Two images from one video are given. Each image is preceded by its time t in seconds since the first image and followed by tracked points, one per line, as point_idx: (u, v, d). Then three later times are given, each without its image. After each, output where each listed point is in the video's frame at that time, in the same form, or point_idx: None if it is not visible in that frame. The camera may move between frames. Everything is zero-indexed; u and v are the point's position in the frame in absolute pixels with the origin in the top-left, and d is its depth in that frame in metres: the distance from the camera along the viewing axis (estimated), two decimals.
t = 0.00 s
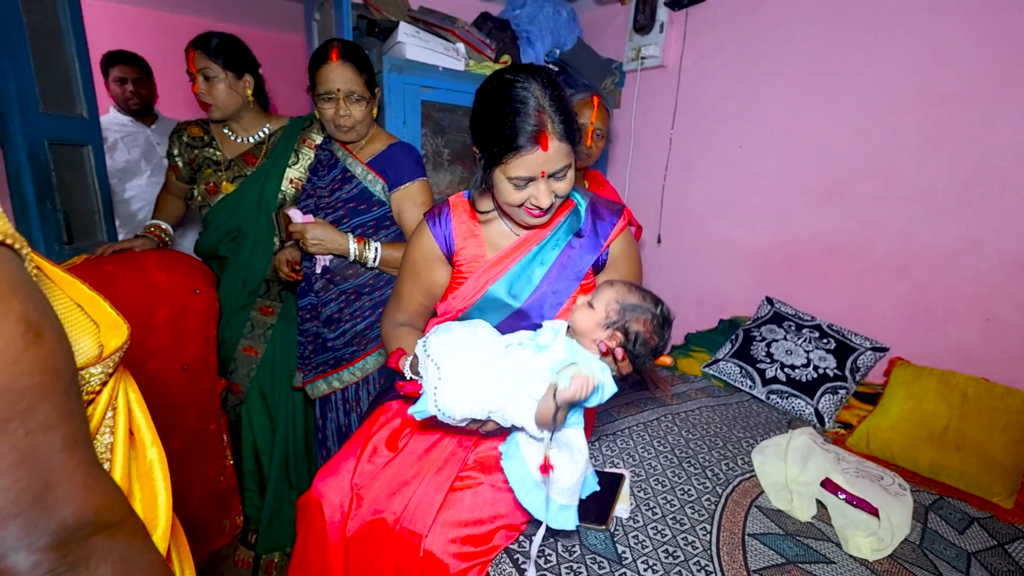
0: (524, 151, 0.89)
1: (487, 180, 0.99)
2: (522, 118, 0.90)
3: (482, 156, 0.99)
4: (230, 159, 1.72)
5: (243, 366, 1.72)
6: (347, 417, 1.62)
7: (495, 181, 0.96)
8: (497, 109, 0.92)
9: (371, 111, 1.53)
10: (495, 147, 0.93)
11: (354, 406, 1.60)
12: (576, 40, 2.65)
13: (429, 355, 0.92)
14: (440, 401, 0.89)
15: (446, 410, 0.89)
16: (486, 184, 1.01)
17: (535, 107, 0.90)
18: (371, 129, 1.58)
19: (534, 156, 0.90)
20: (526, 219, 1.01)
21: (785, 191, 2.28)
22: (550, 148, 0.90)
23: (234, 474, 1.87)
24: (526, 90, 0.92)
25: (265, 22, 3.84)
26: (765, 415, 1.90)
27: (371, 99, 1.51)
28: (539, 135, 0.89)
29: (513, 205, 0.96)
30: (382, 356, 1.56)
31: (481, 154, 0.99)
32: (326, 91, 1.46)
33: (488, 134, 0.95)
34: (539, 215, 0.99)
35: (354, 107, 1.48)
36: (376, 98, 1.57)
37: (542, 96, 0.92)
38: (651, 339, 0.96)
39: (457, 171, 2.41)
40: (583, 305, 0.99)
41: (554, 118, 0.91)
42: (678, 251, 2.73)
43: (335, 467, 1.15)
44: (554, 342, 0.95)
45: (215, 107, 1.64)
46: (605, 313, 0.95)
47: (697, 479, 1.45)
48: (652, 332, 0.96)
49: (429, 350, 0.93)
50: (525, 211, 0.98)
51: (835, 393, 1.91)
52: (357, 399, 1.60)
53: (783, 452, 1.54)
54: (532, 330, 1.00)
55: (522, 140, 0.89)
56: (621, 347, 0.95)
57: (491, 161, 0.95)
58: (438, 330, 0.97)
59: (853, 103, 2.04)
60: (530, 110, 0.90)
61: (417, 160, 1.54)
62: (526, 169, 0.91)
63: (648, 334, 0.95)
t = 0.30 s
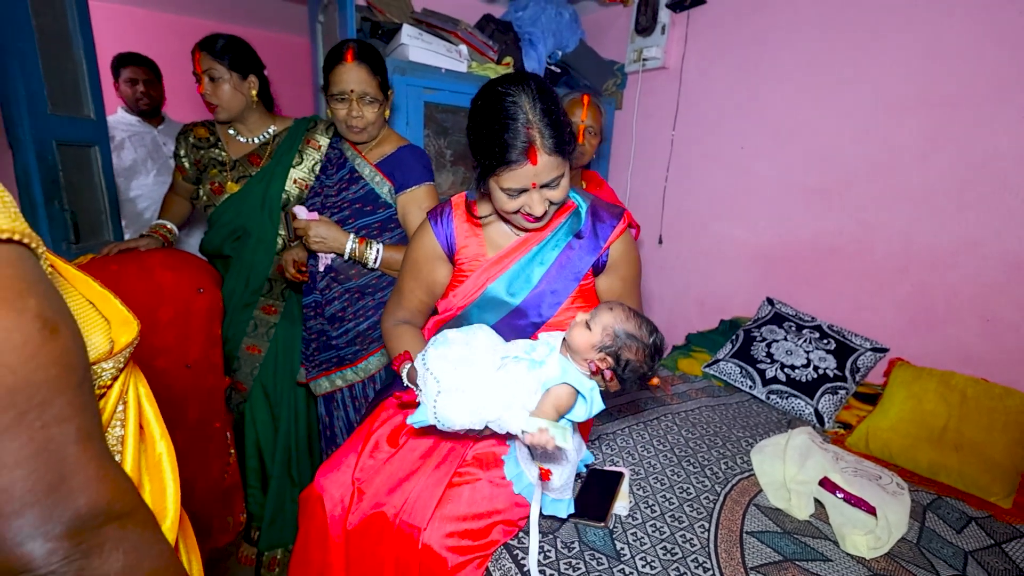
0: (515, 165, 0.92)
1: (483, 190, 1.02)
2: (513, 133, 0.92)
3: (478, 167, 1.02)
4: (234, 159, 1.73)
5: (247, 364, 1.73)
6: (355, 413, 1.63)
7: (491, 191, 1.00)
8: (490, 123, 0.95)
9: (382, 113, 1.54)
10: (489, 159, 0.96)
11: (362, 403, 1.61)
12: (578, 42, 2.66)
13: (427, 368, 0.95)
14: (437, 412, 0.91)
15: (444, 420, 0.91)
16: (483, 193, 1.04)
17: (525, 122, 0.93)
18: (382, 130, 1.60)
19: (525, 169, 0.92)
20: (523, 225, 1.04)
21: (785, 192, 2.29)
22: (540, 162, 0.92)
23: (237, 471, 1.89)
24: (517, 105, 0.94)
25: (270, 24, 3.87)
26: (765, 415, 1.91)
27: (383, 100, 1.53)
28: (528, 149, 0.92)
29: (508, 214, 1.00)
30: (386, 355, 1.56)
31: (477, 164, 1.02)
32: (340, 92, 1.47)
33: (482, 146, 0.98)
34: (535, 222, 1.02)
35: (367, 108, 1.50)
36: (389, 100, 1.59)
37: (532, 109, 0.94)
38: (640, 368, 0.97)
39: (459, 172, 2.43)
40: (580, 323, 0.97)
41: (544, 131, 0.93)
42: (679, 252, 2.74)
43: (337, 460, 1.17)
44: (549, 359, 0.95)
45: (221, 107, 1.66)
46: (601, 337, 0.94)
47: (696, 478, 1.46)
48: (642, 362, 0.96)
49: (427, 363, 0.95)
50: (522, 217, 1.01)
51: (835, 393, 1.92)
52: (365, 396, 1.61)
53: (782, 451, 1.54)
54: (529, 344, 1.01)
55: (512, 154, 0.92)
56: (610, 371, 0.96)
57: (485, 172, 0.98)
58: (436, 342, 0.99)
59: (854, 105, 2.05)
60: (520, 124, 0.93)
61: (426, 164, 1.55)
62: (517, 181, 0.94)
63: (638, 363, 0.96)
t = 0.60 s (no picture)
0: (511, 168, 0.94)
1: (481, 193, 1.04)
2: (508, 137, 0.94)
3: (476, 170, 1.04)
4: (242, 163, 1.76)
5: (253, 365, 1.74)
6: (358, 417, 1.65)
7: (489, 194, 1.02)
8: (486, 127, 0.97)
9: (392, 117, 1.56)
10: (485, 163, 0.98)
11: (364, 406, 1.63)
12: (580, 45, 2.66)
13: (431, 372, 0.95)
14: (442, 415, 0.92)
15: (448, 422, 0.93)
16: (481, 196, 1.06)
17: (520, 126, 0.95)
18: (392, 134, 1.62)
19: (520, 172, 0.94)
20: (522, 227, 1.05)
21: (787, 195, 2.30)
22: (535, 165, 0.94)
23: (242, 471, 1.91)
24: (512, 109, 0.96)
25: (277, 28, 3.91)
26: (766, 416, 1.92)
27: (393, 104, 1.55)
28: (523, 152, 0.93)
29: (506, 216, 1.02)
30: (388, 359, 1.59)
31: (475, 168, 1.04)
32: (351, 96, 1.49)
33: (479, 150, 1.00)
34: (533, 223, 1.03)
35: (377, 112, 1.52)
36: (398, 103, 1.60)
37: (527, 113, 0.96)
38: (640, 369, 0.99)
39: (462, 175, 2.44)
40: (582, 324, 0.99)
41: (538, 134, 0.95)
42: (681, 254, 2.76)
43: (342, 459, 1.19)
44: (550, 360, 0.98)
45: (229, 113, 1.68)
46: (602, 339, 0.96)
47: (697, 479, 1.47)
48: (642, 364, 0.98)
49: (430, 367, 0.96)
50: (520, 219, 1.03)
51: (836, 395, 1.93)
52: (367, 400, 1.63)
53: (782, 452, 1.55)
54: (529, 344, 1.03)
55: (508, 158, 0.94)
56: (610, 371, 0.98)
57: (483, 176, 1.01)
58: (438, 346, 1.00)
59: (854, 108, 2.06)
60: (515, 128, 0.95)
61: (434, 170, 1.58)
62: (513, 184, 0.96)
63: (638, 364, 0.98)
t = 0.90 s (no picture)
0: (511, 167, 0.95)
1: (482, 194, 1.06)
2: (507, 136, 0.96)
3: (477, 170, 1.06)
4: (248, 167, 1.78)
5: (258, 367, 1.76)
6: (360, 418, 1.67)
7: (490, 194, 1.03)
8: (486, 128, 0.99)
9: (397, 120, 1.58)
10: (486, 163, 1.00)
11: (366, 408, 1.65)
12: (583, 49, 2.70)
13: (434, 363, 0.97)
14: (446, 406, 0.94)
15: (452, 412, 0.95)
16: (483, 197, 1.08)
17: (519, 126, 0.96)
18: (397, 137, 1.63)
19: (520, 171, 0.95)
20: (523, 227, 1.06)
21: (788, 197, 2.31)
22: (535, 163, 0.95)
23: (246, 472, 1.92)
24: (511, 109, 0.98)
25: (283, 33, 3.95)
26: (768, 418, 1.92)
27: (399, 108, 1.56)
28: (524, 151, 0.95)
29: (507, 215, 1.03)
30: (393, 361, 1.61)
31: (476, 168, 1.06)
32: (357, 101, 1.51)
33: (480, 150, 1.01)
34: (534, 223, 1.04)
35: (383, 117, 1.54)
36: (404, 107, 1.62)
37: (526, 113, 0.97)
38: (647, 353, 0.97)
39: (465, 178, 2.46)
40: (586, 311, 0.98)
41: (538, 133, 0.96)
42: (683, 256, 2.76)
43: (346, 460, 1.20)
44: (556, 347, 0.98)
45: (235, 118, 1.70)
46: (607, 322, 0.95)
47: (698, 479, 1.47)
48: (649, 347, 0.96)
49: (433, 359, 0.98)
50: (521, 219, 1.04)
51: (839, 396, 1.93)
52: (370, 402, 1.64)
53: (784, 453, 1.56)
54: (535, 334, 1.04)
55: (508, 157, 0.95)
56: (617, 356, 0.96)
57: (484, 176, 1.02)
58: (442, 338, 1.02)
59: (855, 109, 2.07)
60: (514, 128, 0.96)
61: (439, 174, 1.59)
62: (514, 182, 0.97)
63: (645, 348, 0.96)
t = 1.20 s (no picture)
0: (512, 169, 0.97)
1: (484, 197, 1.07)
2: (508, 138, 0.97)
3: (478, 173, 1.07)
4: (254, 171, 1.79)
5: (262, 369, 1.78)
6: (361, 419, 1.68)
7: (491, 197, 1.04)
8: (486, 131, 1.00)
9: (401, 125, 1.60)
10: (487, 166, 1.01)
11: (368, 409, 1.66)
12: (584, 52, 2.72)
13: (436, 326, 0.99)
14: (445, 365, 0.95)
15: (453, 372, 0.95)
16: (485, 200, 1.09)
17: (519, 128, 0.98)
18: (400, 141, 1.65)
19: (521, 172, 0.97)
20: (524, 228, 1.08)
21: (789, 199, 2.31)
22: (535, 165, 0.97)
23: (249, 473, 1.94)
24: (510, 112, 0.99)
25: (286, 37, 3.98)
26: (768, 419, 1.93)
27: (402, 112, 1.58)
28: (524, 153, 0.96)
29: (509, 217, 1.04)
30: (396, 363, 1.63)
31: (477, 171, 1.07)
32: (361, 106, 1.52)
33: (480, 153, 1.03)
34: (535, 224, 1.05)
35: (387, 122, 1.55)
36: (407, 111, 1.64)
37: (526, 115, 0.99)
38: (656, 306, 0.95)
39: (467, 180, 2.48)
40: (592, 270, 0.99)
41: (538, 135, 0.98)
42: (684, 258, 2.77)
43: (347, 459, 1.21)
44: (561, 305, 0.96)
45: (241, 121, 1.73)
46: (613, 276, 0.95)
47: (698, 480, 1.48)
48: (658, 298, 0.95)
49: (436, 323, 1.00)
50: (522, 221, 1.05)
51: (839, 398, 1.94)
52: (372, 403, 1.66)
53: (784, 453, 1.56)
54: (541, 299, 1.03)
55: (509, 158, 0.97)
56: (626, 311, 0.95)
57: (485, 179, 1.03)
58: (446, 305, 1.04)
59: (855, 112, 2.08)
60: (515, 130, 0.98)
61: (443, 177, 1.60)
62: (515, 184, 0.98)
63: (654, 299, 0.95)
